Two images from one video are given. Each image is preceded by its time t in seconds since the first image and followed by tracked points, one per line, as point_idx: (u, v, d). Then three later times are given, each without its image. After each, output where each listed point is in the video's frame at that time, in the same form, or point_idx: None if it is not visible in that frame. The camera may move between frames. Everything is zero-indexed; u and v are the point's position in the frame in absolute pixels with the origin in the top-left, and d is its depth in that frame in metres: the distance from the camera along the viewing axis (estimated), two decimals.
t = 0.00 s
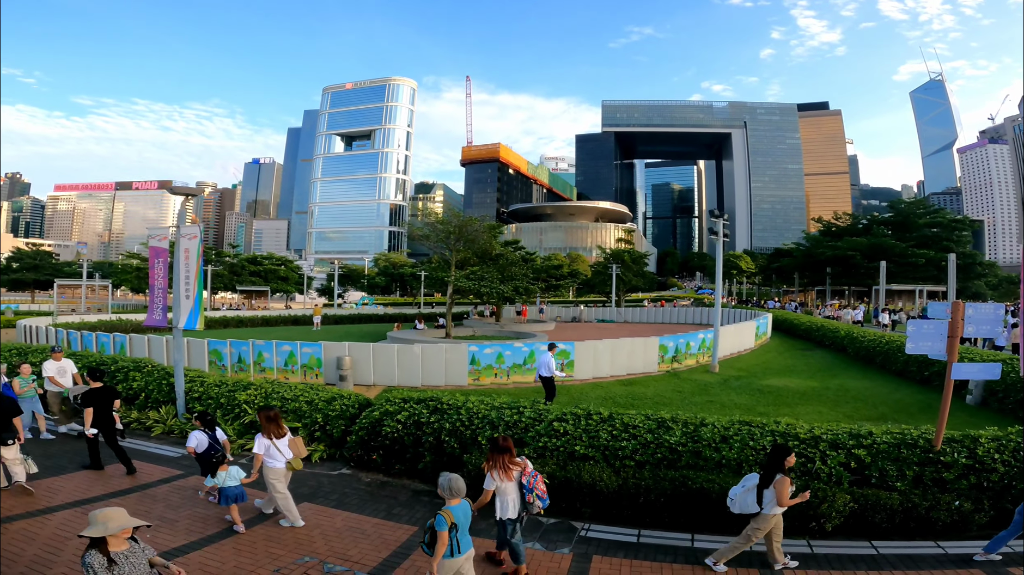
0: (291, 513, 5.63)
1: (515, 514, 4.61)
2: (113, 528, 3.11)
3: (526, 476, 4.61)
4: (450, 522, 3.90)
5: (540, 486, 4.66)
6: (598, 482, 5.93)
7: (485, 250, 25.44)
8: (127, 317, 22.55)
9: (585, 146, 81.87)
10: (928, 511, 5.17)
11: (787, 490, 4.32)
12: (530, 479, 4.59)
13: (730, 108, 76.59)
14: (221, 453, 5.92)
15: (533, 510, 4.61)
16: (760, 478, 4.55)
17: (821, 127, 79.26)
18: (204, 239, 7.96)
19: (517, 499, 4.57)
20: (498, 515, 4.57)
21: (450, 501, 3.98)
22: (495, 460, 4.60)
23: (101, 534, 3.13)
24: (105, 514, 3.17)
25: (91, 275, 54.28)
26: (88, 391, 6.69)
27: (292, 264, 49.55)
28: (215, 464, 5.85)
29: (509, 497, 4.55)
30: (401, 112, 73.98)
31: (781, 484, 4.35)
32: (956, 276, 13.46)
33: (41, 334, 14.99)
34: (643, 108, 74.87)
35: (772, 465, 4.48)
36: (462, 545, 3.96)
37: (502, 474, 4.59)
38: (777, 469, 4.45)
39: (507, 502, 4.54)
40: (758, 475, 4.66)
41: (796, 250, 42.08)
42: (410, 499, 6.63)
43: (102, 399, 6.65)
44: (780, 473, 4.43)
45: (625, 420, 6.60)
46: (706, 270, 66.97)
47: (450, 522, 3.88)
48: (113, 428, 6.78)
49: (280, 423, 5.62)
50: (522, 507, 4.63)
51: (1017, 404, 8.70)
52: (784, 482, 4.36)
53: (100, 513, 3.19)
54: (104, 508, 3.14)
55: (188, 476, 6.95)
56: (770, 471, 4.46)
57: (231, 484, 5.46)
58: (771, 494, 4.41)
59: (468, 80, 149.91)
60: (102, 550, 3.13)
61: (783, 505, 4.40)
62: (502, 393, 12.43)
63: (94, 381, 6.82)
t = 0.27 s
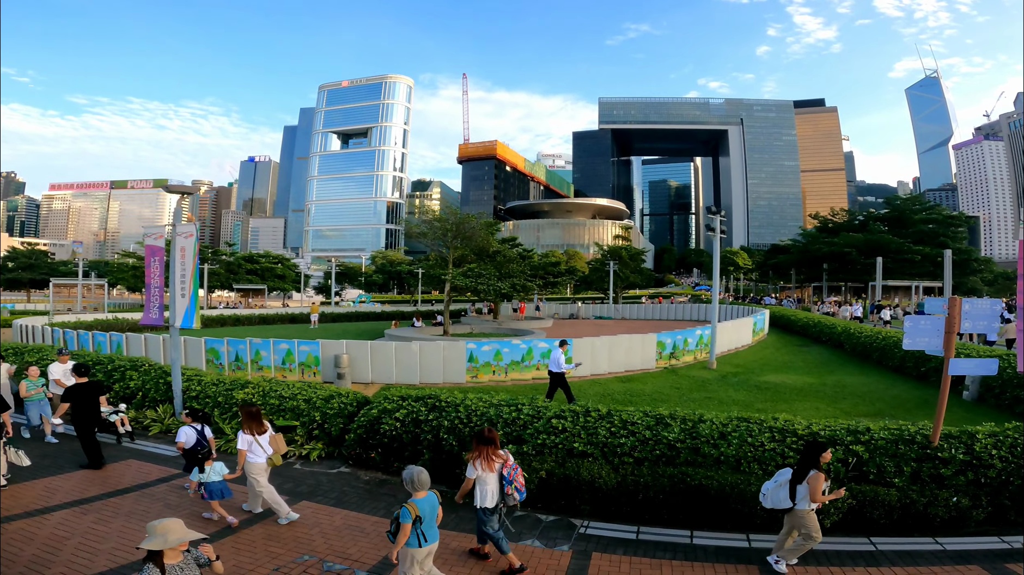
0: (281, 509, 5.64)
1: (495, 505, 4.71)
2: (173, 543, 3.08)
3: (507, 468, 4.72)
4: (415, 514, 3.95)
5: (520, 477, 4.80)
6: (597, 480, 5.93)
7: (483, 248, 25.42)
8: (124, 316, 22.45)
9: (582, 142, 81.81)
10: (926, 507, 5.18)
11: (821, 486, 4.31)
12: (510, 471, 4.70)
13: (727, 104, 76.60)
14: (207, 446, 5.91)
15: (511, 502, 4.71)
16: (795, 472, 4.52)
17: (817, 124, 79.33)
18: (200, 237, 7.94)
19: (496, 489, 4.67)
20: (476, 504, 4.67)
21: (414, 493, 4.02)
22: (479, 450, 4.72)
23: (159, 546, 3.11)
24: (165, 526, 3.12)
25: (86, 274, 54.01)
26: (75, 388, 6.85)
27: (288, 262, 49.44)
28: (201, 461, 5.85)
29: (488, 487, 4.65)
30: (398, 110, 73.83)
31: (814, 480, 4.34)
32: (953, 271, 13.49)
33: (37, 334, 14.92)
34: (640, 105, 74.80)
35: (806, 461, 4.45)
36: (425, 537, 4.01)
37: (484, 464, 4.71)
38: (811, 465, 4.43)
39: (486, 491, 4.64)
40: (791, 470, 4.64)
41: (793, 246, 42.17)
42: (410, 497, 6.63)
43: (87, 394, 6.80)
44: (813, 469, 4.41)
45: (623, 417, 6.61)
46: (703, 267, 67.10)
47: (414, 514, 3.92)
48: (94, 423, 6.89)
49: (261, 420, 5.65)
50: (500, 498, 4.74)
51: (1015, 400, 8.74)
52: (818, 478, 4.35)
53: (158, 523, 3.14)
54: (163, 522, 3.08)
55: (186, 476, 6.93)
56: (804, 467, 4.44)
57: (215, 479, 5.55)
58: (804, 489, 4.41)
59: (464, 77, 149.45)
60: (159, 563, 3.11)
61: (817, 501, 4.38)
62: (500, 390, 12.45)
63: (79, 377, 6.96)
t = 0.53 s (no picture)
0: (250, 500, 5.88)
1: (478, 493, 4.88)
2: (225, 547, 3.31)
3: (490, 457, 4.87)
4: (385, 505, 4.08)
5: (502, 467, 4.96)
6: (593, 476, 5.96)
7: (478, 245, 25.41)
8: (117, 315, 22.32)
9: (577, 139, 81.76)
10: (921, 503, 5.23)
11: (855, 487, 4.26)
12: (493, 460, 4.87)
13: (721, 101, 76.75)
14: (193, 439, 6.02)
15: (494, 490, 4.89)
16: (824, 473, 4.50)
17: (811, 120, 79.64)
18: (193, 235, 7.87)
19: (479, 478, 4.84)
20: (457, 492, 4.85)
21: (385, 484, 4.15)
22: (463, 441, 4.83)
23: (209, 551, 3.33)
24: (214, 532, 3.33)
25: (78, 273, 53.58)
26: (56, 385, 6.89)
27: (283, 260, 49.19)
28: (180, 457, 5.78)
29: (470, 476, 4.83)
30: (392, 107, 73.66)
31: (848, 481, 4.29)
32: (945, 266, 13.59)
33: (29, 334, 14.81)
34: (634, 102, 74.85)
35: (839, 460, 4.41)
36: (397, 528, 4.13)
37: (469, 454, 4.83)
38: (844, 465, 4.38)
39: (467, 481, 4.82)
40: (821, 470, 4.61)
41: (786, 243, 42.40)
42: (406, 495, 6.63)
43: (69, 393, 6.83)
44: (847, 470, 4.36)
45: (619, 414, 6.62)
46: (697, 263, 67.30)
47: (383, 505, 4.05)
48: (75, 422, 6.94)
49: (241, 414, 5.77)
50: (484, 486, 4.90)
51: (1007, 396, 8.84)
52: (852, 480, 4.30)
53: (206, 527, 3.34)
54: (213, 527, 3.29)
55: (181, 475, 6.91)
56: (837, 467, 4.39)
57: (194, 474, 5.65)
58: (836, 490, 4.36)
59: (459, 73, 148.90)
60: (206, 568, 3.35)
61: (849, 503, 4.35)
62: (497, 387, 12.44)
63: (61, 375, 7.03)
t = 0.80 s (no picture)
0: (236, 495, 5.81)
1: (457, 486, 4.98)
2: (272, 557, 3.19)
3: (463, 449, 4.98)
4: (354, 493, 4.22)
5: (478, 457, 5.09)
6: (585, 471, 5.99)
7: (470, 240, 25.36)
8: (105, 311, 22.05)
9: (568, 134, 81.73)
10: (907, 498, 5.29)
11: (889, 482, 4.33)
12: (468, 452, 4.98)
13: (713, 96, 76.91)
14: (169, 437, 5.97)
15: (471, 481, 4.96)
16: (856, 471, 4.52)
17: (801, 117, 80.07)
18: (182, 231, 7.77)
19: (456, 470, 4.92)
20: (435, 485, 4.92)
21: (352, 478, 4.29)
22: (436, 434, 4.96)
23: (254, 560, 3.20)
24: (263, 539, 3.23)
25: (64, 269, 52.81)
26: (37, 379, 7.01)
27: (272, 255, 48.76)
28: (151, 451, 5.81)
29: (447, 468, 4.92)
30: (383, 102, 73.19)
31: (883, 477, 4.35)
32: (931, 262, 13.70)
33: (14, 331, 14.58)
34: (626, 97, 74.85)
35: (871, 456, 4.47)
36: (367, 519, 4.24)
37: (443, 447, 4.95)
38: (877, 462, 4.44)
39: (445, 473, 4.91)
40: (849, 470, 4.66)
41: (776, 238, 42.68)
42: (397, 491, 6.63)
43: (48, 385, 6.93)
44: (881, 467, 4.42)
45: (611, 408, 6.67)
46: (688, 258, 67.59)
47: (352, 493, 4.19)
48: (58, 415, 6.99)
49: (213, 410, 5.66)
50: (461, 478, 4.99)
51: (991, 390, 8.99)
52: (887, 477, 4.37)
53: (253, 533, 3.23)
54: (263, 535, 3.19)
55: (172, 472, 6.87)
56: (871, 463, 4.44)
57: (165, 469, 5.70)
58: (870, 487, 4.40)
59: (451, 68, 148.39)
60: None
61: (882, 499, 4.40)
62: (488, 382, 12.45)
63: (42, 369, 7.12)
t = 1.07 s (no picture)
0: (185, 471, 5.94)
1: (412, 462, 5.19)
2: (312, 544, 3.07)
3: (419, 428, 5.14)
4: (317, 466, 4.25)
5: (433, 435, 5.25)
6: (563, 452, 6.05)
7: (452, 219, 25.16)
8: (75, 288, 21.43)
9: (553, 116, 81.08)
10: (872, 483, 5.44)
11: (894, 469, 4.22)
12: (422, 431, 5.14)
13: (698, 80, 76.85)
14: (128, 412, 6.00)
15: (426, 458, 5.18)
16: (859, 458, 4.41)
17: (783, 103, 80.55)
18: (156, 207, 7.54)
19: (410, 448, 5.11)
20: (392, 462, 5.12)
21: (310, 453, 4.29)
22: (391, 413, 5.09)
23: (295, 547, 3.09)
24: (302, 527, 3.09)
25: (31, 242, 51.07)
26: None
27: (250, 232, 47.76)
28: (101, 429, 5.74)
29: (402, 446, 5.10)
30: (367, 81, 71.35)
31: (887, 466, 4.24)
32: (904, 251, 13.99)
33: None
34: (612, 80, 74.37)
35: (874, 444, 4.36)
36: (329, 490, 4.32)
37: (397, 425, 5.10)
38: (882, 450, 4.32)
39: (400, 452, 5.09)
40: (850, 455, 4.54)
41: (755, 223, 43.20)
42: (376, 471, 6.64)
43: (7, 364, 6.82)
44: (885, 454, 4.30)
45: (589, 390, 6.75)
46: (669, 241, 68.12)
47: (316, 466, 4.23)
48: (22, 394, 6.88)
49: (166, 387, 5.74)
50: (416, 455, 5.20)
51: (955, 377, 9.32)
52: (892, 464, 4.25)
53: (292, 520, 3.11)
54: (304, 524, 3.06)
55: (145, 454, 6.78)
56: (875, 451, 4.33)
57: (120, 446, 5.65)
58: (873, 475, 4.32)
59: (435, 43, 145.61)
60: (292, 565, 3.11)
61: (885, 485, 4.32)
62: (468, 362, 12.47)
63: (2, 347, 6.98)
